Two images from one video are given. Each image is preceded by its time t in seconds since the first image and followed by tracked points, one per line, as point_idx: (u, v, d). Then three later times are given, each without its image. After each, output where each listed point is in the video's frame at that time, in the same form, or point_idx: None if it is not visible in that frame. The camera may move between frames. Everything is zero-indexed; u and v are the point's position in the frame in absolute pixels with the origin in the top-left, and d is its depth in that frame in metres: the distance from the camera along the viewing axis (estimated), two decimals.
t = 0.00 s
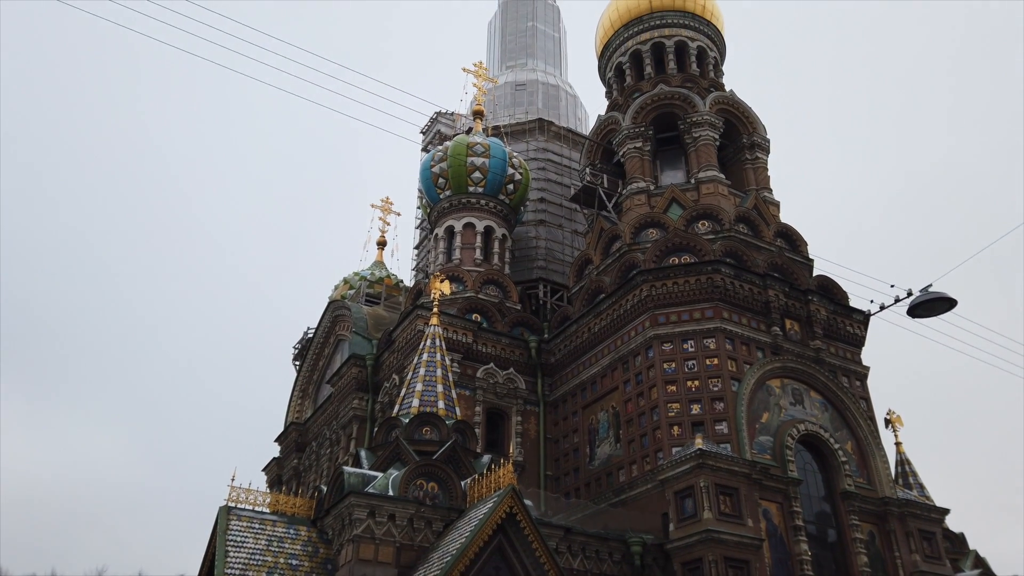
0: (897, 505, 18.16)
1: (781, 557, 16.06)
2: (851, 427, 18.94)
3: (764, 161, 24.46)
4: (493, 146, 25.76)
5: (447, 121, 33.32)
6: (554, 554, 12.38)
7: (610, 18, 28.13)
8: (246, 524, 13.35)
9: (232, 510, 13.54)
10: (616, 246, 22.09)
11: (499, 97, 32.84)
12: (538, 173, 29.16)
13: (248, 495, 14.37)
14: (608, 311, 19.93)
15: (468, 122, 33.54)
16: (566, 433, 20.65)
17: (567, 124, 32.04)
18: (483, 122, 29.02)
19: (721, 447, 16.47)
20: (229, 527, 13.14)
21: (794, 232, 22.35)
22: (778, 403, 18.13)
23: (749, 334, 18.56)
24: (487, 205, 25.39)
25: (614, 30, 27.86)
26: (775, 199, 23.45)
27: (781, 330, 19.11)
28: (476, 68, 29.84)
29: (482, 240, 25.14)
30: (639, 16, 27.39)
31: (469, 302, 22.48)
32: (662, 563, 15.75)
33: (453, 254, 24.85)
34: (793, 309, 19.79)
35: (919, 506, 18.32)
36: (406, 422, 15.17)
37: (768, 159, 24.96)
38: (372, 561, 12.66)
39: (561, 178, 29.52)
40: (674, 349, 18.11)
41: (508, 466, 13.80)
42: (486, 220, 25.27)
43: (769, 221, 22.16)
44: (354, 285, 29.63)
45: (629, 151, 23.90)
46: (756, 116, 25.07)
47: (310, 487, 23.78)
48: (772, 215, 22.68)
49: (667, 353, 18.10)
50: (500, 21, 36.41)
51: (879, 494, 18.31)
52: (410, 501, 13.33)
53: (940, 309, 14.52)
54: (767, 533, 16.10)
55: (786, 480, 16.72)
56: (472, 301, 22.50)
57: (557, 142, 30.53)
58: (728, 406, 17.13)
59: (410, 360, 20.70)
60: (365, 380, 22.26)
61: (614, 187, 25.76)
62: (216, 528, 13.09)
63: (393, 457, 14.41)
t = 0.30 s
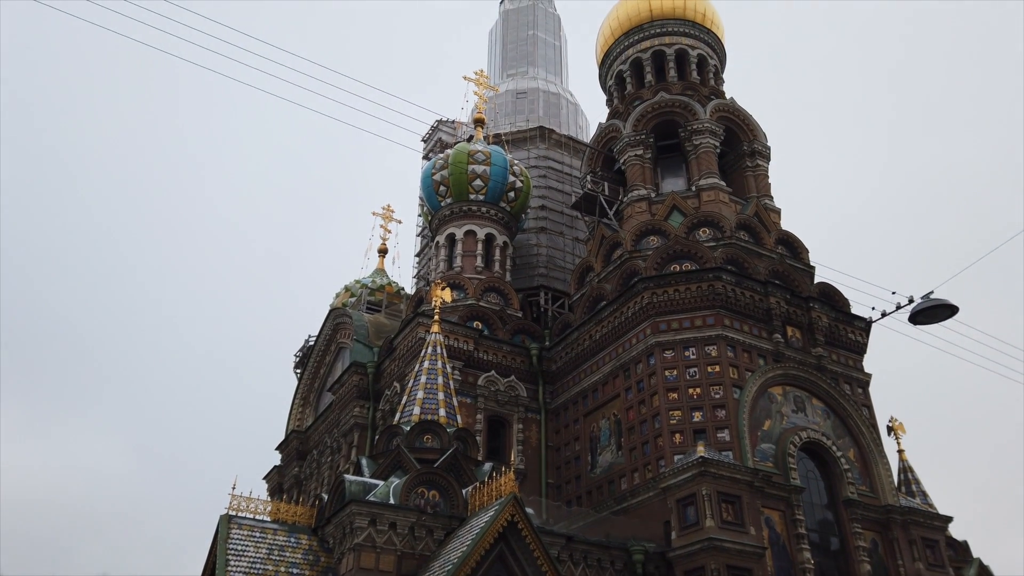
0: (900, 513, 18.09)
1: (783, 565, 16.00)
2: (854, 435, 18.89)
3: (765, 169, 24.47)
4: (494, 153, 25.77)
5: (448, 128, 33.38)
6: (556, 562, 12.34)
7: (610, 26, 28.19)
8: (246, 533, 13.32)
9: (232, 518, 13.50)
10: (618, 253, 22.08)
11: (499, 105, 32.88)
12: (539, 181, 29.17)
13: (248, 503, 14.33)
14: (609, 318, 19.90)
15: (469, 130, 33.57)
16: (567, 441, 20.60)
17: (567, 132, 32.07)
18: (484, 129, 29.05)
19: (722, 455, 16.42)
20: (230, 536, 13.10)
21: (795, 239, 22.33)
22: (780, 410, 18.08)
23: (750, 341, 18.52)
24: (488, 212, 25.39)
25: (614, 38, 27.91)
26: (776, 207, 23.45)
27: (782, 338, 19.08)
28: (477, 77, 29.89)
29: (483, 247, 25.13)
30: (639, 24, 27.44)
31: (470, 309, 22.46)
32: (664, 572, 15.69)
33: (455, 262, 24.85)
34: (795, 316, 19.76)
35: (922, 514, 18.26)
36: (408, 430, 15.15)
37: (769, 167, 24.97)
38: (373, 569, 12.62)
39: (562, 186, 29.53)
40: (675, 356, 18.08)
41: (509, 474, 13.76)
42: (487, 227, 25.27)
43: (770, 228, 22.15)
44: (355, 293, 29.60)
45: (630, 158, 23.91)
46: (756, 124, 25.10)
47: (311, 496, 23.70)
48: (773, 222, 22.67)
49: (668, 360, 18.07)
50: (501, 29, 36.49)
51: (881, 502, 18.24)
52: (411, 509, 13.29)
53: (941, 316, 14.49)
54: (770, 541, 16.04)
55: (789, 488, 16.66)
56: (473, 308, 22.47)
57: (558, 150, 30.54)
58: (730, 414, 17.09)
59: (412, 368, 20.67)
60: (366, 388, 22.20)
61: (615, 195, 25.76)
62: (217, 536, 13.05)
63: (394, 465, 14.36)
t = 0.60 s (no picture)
0: (901, 519, 18.05)
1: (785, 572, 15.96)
2: (855, 441, 18.85)
3: (765, 175, 24.49)
4: (494, 160, 25.79)
5: (448, 135, 33.42)
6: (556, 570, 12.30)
7: (610, 33, 28.23)
8: (246, 540, 13.31)
9: (232, 525, 13.49)
10: (618, 259, 22.07)
11: (499, 112, 32.91)
12: (539, 187, 29.19)
13: (248, 510, 14.32)
14: (610, 324, 19.88)
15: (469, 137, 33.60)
16: (568, 448, 20.56)
17: (567, 138, 32.10)
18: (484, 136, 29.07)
19: (723, 462, 16.39)
20: (230, 543, 13.11)
21: (795, 245, 22.32)
22: (781, 417, 18.05)
23: (751, 347, 18.50)
24: (488, 218, 25.39)
25: (614, 45, 27.95)
26: (776, 213, 23.45)
27: (782, 344, 19.07)
28: (477, 84, 29.93)
29: (483, 254, 25.13)
30: (638, 31, 27.49)
31: (470, 316, 22.44)
32: None
33: (455, 268, 24.85)
34: (795, 322, 19.75)
35: (923, 521, 18.22)
36: (408, 436, 15.13)
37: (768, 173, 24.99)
38: None
39: (562, 192, 29.55)
40: (675, 362, 18.05)
41: (509, 480, 13.72)
42: (487, 234, 25.27)
43: (770, 234, 22.14)
44: (355, 299, 29.58)
45: (629, 165, 23.92)
46: (756, 130, 25.12)
47: (310, 503, 23.64)
48: (773, 229, 22.68)
49: (668, 366, 18.05)
50: (501, 36, 36.56)
51: (883, 509, 18.19)
52: (411, 516, 13.26)
53: (941, 322, 14.47)
54: (771, 548, 16.00)
55: (790, 494, 16.61)
56: (473, 314, 22.46)
57: (558, 156, 30.56)
58: (730, 421, 17.06)
59: (412, 374, 20.64)
60: (366, 395, 22.17)
61: (615, 201, 25.77)
62: (217, 544, 13.06)
63: (394, 471, 14.33)
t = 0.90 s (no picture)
0: (904, 525, 17.98)
1: None
2: (857, 447, 18.81)
3: (766, 180, 24.48)
4: (495, 166, 25.80)
5: (449, 141, 33.45)
6: None
7: (610, 39, 28.27)
8: (247, 546, 13.29)
9: (233, 532, 13.47)
10: (619, 265, 22.06)
11: (500, 118, 32.95)
12: (540, 193, 29.19)
13: (249, 517, 14.30)
14: (611, 329, 19.86)
15: (470, 143, 33.63)
16: (569, 454, 20.52)
17: (568, 144, 32.12)
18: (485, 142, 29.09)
19: (725, 468, 16.36)
20: (231, 550, 13.09)
21: (796, 251, 22.29)
22: (782, 422, 18.00)
23: (752, 353, 18.48)
24: (489, 224, 25.38)
25: (614, 51, 28.00)
26: (777, 218, 23.44)
27: (784, 349, 19.04)
28: (477, 90, 29.96)
29: (484, 259, 25.12)
30: (639, 37, 27.52)
31: (471, 321, 22.43)
32: None
33: (456, 274, 24.84)
34: (797, 327, 19.73)
35: (926, 527, 18.16)
36: (409, 442, 15.10)
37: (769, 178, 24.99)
38: None
39: (563, 198, 29.55)
40: (676, 368, 18.03)
41: (510, 487, 13.69)
42: (488, 240, 25.26)
43: (771, 239, 22.12)
44: (356, 305, 29.57)
45: (630, 170, 23.93)
46: (756, 135, 25.12)
47: (311, 510, 23.59)
48: (775, 234, 22.66)
49: (670, 372, 18.02)
50: (501, 42, 36.62)
51: (886, 515, 18.13)
52: (413, 522, 13.22)
53: (943, 327, 14.44)
54: (773, 554, 15.95)
55: (792, 500, 16.56)
56: (474, 320, 22.44)
57: (559, 162, 30.56)
58: (732, 426, 17.03)
59: (413, 380, 20.61)
60: (367, 400, 22.14)
61: (615, 207, 25.76)
62: (217, 550, 13.04)
63: (396, 477, 14.30)
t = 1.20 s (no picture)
0: (904, 530, 17.94)
1: None
2: (857, 452, 18.76)
3: (765, 185, 24.47)
4: (494, 170, 25.77)
5: (449, 145, 33.46)
6: None
7: (610, 44, 28.28)
8: (245, 552, 13.24)
9: (231, 537, 13.42)
10: (618, 269, 22.03)
11: (499, 123, 32.94)
12: (539, 197, 29.17)
13: (247, 522, 14.25)
14: (610, 334, 19.82)
15: (469, 147, 33.62)
16: (569, 459, 20.47)
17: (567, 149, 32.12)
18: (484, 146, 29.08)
19: (724, 473, 16.31)
20: (228, 555, 13.04)
21: (796, 255, 22.27)
22: (782, 427, 17.96)
23: (752, 358, 18.44)
24: (488, 228, 25.35)
25: (614, 56, 27.99)
26: (777, 223, 23.42)
27: (783, 354, 19.00)
28: (477, 94, 29.97)
29: (483, 264, 25.09)
30: (639, 42, 27.52)
31: (470, 326, 22.39)
32: None
33: (455, 278, 24.81)
34: (796, 332, 19.70)
35: (926, 532, 18.11)
36: (408, 447, 15.05)
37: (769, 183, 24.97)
38: None
39: (562, 202, 29.52)
40: (676, 373, 17.99)
41: (509, 492, 13.64)
42: (487, 244, 25.23)
43: (770, 244, 22.09)
44: (355, 309, 29.53)
45: (629, 174, 23.91)
46: (756, 140, 25.11)
47: (310, 515, 23.53)
48: (774, 239, 22.63)
49: (669, 377, 17.98)
50: (501, 47, 36.63)
51: (885, 520, 18.09)
52: (411, 527, 13.17)
53: (943, 331, 14.40)
54: (773, 560, 15.89)
55: (792, 505, 16.51)
56: (473, 324, 22.41)
57: (558, 166, 30.55)
58: (732, 431, 16.99)
59: (412, 385, 20.56)
60: (366, 405, 22.09)
61: (615, 211, 25.73)
62: (215, 556, 12.99)
63: (394, 482, 14.25)
